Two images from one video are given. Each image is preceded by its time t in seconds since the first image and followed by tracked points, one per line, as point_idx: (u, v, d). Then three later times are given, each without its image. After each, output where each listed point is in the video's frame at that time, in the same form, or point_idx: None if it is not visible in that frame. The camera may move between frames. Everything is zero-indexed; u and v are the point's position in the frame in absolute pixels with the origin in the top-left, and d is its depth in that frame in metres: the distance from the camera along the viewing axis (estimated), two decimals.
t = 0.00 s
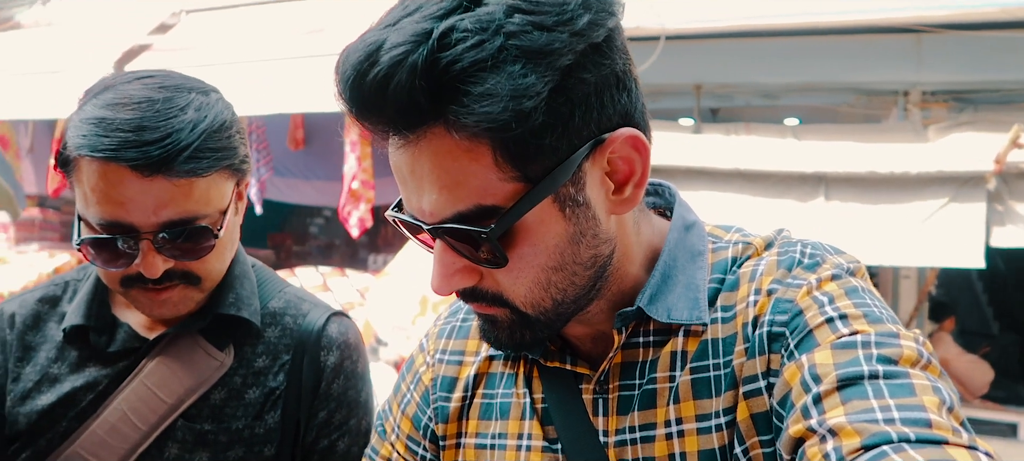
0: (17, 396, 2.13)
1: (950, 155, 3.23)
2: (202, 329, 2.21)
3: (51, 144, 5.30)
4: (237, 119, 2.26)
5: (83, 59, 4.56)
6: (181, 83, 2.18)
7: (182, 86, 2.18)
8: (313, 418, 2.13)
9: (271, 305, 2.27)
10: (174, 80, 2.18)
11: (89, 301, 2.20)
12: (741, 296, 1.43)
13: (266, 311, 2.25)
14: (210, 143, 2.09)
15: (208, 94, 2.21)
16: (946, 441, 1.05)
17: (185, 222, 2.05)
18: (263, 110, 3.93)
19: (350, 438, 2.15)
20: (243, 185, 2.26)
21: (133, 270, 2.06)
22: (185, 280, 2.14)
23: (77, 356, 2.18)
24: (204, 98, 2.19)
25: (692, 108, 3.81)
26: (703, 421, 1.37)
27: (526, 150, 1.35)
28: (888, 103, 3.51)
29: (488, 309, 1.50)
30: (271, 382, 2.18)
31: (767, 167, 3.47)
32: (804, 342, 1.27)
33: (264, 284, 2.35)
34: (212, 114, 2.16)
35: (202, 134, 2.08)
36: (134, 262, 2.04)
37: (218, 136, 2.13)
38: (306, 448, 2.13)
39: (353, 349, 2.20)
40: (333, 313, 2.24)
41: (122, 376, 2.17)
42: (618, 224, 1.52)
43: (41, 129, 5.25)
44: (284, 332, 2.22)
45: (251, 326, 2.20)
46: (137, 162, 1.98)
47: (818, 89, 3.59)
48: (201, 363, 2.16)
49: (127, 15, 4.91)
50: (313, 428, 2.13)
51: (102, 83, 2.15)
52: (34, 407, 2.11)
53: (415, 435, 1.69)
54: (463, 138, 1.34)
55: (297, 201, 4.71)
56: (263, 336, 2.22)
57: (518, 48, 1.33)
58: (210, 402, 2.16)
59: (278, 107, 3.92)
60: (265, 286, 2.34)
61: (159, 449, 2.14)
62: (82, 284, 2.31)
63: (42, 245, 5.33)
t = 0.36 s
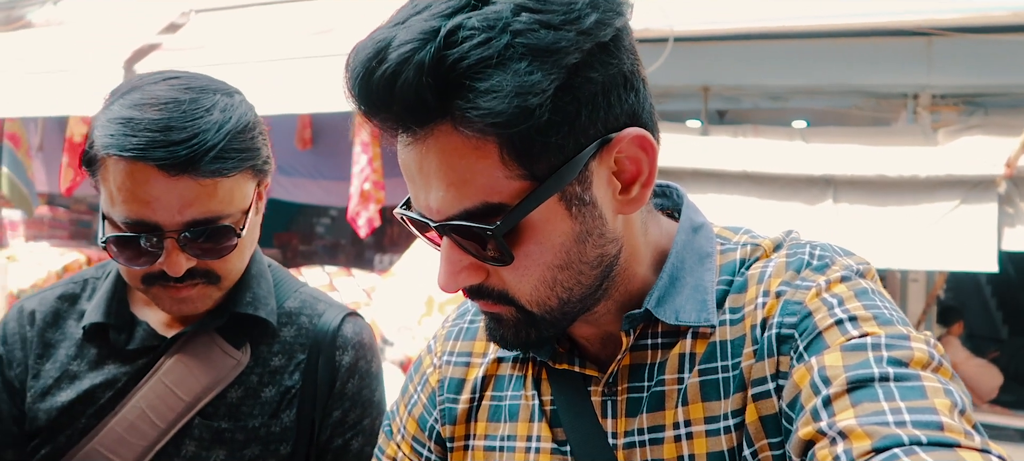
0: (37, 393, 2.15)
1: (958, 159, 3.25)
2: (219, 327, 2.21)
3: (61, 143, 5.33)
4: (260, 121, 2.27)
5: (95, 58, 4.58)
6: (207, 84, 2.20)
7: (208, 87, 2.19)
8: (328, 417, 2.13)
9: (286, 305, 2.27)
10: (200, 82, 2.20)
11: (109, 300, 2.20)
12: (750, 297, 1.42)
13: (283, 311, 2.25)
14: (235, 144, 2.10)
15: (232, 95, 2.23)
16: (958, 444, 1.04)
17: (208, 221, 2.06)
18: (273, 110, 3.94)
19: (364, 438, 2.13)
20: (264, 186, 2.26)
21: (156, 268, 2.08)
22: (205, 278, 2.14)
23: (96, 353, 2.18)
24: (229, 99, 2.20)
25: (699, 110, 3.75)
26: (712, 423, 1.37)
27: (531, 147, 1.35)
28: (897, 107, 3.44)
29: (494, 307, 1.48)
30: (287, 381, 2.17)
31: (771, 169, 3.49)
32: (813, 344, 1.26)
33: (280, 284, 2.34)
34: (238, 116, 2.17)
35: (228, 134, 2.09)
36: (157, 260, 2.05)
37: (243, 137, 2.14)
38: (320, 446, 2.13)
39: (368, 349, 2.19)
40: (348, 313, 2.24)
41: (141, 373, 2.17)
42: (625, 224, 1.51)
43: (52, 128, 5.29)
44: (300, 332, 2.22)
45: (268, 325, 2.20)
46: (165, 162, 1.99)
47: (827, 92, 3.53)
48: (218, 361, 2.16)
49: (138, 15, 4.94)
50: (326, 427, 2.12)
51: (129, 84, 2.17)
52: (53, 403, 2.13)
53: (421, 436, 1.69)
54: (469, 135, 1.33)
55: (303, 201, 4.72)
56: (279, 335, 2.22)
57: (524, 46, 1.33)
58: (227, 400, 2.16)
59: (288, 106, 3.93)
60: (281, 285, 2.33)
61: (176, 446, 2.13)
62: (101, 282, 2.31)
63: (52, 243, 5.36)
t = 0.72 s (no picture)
0: (36, 391, 2.12)
1: (951, 152, 3.25)
2: (220, 325, 2.19)
3: (50, 137, 5.27)
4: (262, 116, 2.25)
5: (84, 51, 4.53)
6: (208, 79, 2.17)
7: (210, 82, 2.17)
8: (327, 415, 2.13)
9: (286, 302, 2.26)
10: (201, 76, 2.18)
11: (108, 297, 2.17)
12: (751, 294, 1.42)
13: (283, 308, 2.24)
14: (237, 138, 2.08)
15: (234, 90, 2.21)
16: (960, 442, 1.04)
17: (209, 216, 2.04)
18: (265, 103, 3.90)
19: (362, 436, 2.13)
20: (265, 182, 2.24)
21: (157, 264, 2.05)
22: (205, 274, 2.12)
23: (95, 351, 2.16)
24: (231, 94, 2.18)
25: (692, 104, 3.75)
26: (713, 420, 1.37)
27: (536, 139, 1.34)
28: (890, 101, 3.46)
29: (495, 301, 1.48)
30: (287, 379, 2.17)
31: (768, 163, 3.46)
32: (815, 341, 1.26)
33: (280, 281, 2.32)
34: (240, 110, 2.15)
35: (230, 128, 2.07)
36: (158, 256, 2.03)
37: (245, 132, 2.11)
38: (320, 444, 2.12)
39: (368, 346, 2.20)
40: (348, 310, 2.23)
41: (140, 371, 2.15)
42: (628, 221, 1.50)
43: (42, 122, 5.24)
44: (300, 329, 2.21)
45: (268, 322, 2.19)
46: (167, 155, 1.97)
47: (820, 87, 3.56)
48: (219, 360, 2.15)
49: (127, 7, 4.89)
50: (326, 424, 2.12)
51: (130, 78, 2.14)
52: (52, 401, 2.10)
53: (420, 432, 1.69)
54: (475, 125, 1.32)
55: (294, 194, 4.70)
56: (279, 333, 2.21)
57: (533, 37, 1.32)
58: (227, 397, 2.15)
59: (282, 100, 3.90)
60: (279, 282, 2.32)
61: (176, 444, 2.12)
62: (100, 279, 2.28)
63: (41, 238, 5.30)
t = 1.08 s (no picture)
0: (30, 388, 2.09)
1: (945, 150, 3.23)
2: (214, 322, 2.18)
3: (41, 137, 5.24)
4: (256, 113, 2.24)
5: (76, 50, 4.51)
6: (203, 75, 2.16)
7: (204, 78, 2.16)
8: (321, 412, 2.12)
9: (282, 299, 2.25)
10: (196, 73, 2.17)
11: (103, 294, 2.15)
12: (750, 290, 1.42)
13: (278, 306, 2.23)
14: (230, 133, 2.07)
15: (228, 87, 2.20)
16: (958, 438, 1.04)
17: (203, 211, 2.02)
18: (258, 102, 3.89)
19: (356, 434, 2.12)
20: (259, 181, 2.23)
21: (150, 259, 2.03)
22: (199, 270, 2.10)
23: (90, 348, 2.13)
24: (225, 90, 2.17)
25: (686, 104, 3.77)
26: (709, 414, 1.37)
27: (544, 120, 1.34)
28: (882, 100, 3.48)
29: (489, 286, 1.47)
30: (282, 376, 2.15)
31: (758, 163, 3.48)
32: (813, 337, 1.26)
33: (276, 278, 2.32)
34: (233, 106, 2.14)
35: (223, 123, 2.06)
36: (151, 251, 2.01)
37: (238, 127, 2.11)
38: (313, 441, 2.12)
39: (363, 344, 2.19)
40: (344, 308, 2.22)
41: (135, 369, 2.12)
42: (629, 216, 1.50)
43: (32, 122, 5.21)
44: (295, 327, 2.20)
45: (263, 320, 2.18)
46: (160, 148, 1.96)
47: (815, 86, 3.57)
48: (214, 357, 2.14)
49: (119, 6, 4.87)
50: (320, 422, 2.12)
51: (125, 74, 2.14)
52: (46, 398, 2.07)
53: (417, 420, 1.69)
54: (484, 104, 1.34)
55: (288, 195, 4.66)
56: (274, 330, 2.19)
57: (546, 19, 1.34)
58: (222, 395, 2.13)
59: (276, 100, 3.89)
60: (274, 279, 2.31)
61: (170, 442, 2.10)
62: (96, 277, 2.26)
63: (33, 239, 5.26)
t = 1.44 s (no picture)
0: (25, 383, 2.10)
1: (938, 151, 3.28)
2: (210, 316, 2.19)
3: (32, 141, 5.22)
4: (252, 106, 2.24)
5: (68, 54, 4.50)
6: (201, 67, 2.17)
7: (200, 69, 2.16)
8: (316, 405, 2.13)
9: (276, 294, 2.26)
10: (192, 64, 2.17)
11: (99, 289, 2.16)
12: (753, 288, 1.44)
13: (273, 300, 2.25)
14: (225, 123, 2.07)
15: (224, 78, 2.20)
16: (960, 438, 1.05)
17: (197, 199, 2.02)
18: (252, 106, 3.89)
19: (350, 427, 2.13)
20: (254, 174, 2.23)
21: (145, 247, 2.03)
22: (194, 260, 2.09)
23: (85, 342, 2.14)
24: (221, 81, 2.18)
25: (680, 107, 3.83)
26: (710, 411, 1.39)
27: (561, 93, 1.38)
28: (873, 104, 3.54)
29: (494, 264, 1.47)
30: (277, 370, 2.17)
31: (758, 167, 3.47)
32: (816, 336, 1.28)
33: (270, 274, 2.33)
34: (229, 97, 2.14)
35: (218, 113, 2.06)
36: (146, 240, 2.01)
37: (234, 117, 2.11)
38: (309, 433, 2.13)
39: (358, 338, 2.20)
40: (338, 302, 2.24)
41: (130, 363, 2.13)
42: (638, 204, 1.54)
43: (24, 127, 5.20)
44: (290, 321, 2.21)
45: (258, 313, 2.19)
46: (156, 135, 1.96)
47: (809, 90, 3.61)
48: (208, 351, 2.15)
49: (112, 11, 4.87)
50: (315, 415, 2.13)
51: (122, 65, 2.15)
52: (42, 393, 2.08)
53: (414, 396, 1.77)
54: (505, 73, 1.38)
55: (281, 199, 4.70)
56: (269, 324, 2.21)
57: None
58: (216, 388, 2.14)
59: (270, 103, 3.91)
60: (269, 274, 2.32)
61: (165, 435, 2.10)
62: (90, 272, 2.27)
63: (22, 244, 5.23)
